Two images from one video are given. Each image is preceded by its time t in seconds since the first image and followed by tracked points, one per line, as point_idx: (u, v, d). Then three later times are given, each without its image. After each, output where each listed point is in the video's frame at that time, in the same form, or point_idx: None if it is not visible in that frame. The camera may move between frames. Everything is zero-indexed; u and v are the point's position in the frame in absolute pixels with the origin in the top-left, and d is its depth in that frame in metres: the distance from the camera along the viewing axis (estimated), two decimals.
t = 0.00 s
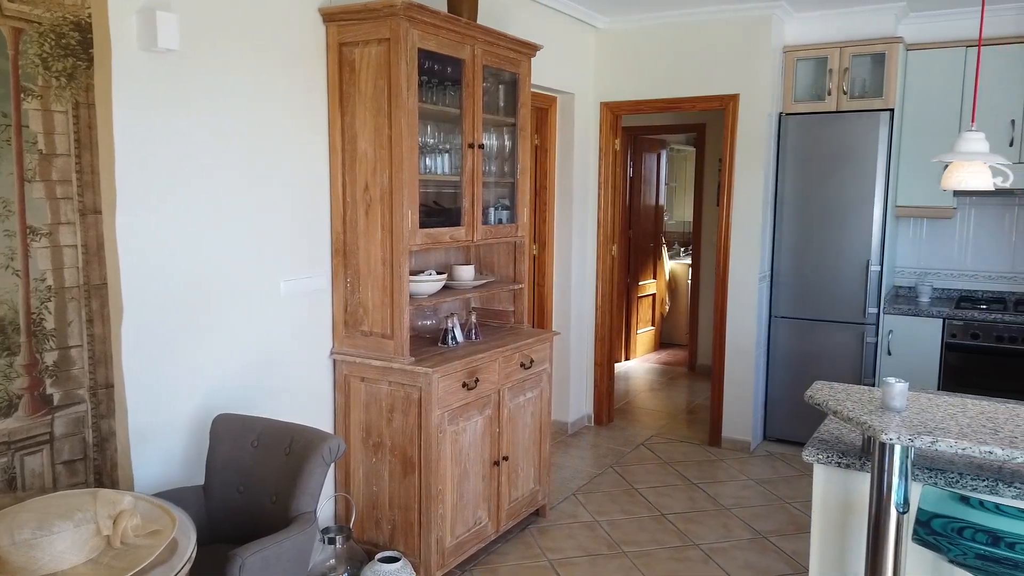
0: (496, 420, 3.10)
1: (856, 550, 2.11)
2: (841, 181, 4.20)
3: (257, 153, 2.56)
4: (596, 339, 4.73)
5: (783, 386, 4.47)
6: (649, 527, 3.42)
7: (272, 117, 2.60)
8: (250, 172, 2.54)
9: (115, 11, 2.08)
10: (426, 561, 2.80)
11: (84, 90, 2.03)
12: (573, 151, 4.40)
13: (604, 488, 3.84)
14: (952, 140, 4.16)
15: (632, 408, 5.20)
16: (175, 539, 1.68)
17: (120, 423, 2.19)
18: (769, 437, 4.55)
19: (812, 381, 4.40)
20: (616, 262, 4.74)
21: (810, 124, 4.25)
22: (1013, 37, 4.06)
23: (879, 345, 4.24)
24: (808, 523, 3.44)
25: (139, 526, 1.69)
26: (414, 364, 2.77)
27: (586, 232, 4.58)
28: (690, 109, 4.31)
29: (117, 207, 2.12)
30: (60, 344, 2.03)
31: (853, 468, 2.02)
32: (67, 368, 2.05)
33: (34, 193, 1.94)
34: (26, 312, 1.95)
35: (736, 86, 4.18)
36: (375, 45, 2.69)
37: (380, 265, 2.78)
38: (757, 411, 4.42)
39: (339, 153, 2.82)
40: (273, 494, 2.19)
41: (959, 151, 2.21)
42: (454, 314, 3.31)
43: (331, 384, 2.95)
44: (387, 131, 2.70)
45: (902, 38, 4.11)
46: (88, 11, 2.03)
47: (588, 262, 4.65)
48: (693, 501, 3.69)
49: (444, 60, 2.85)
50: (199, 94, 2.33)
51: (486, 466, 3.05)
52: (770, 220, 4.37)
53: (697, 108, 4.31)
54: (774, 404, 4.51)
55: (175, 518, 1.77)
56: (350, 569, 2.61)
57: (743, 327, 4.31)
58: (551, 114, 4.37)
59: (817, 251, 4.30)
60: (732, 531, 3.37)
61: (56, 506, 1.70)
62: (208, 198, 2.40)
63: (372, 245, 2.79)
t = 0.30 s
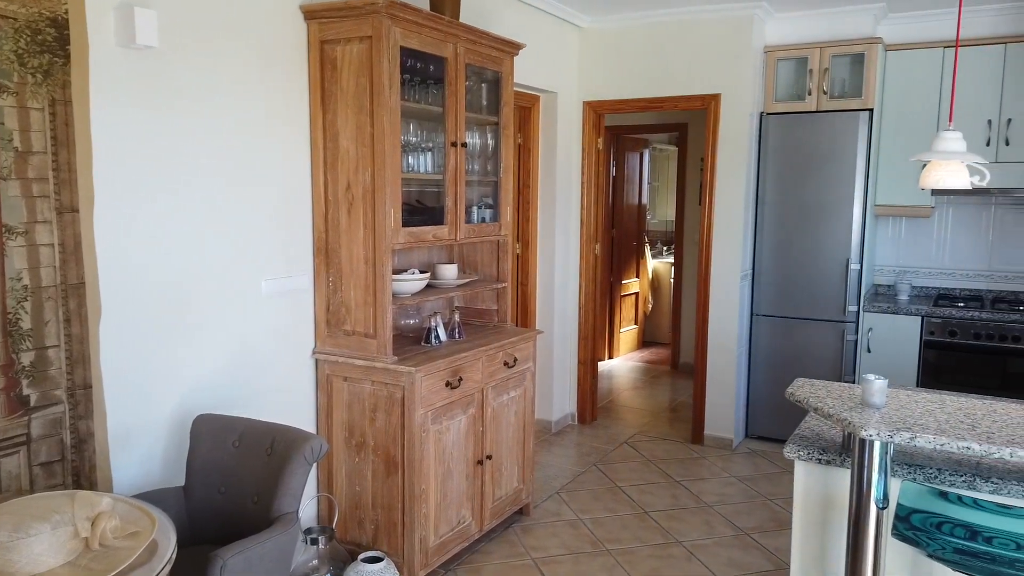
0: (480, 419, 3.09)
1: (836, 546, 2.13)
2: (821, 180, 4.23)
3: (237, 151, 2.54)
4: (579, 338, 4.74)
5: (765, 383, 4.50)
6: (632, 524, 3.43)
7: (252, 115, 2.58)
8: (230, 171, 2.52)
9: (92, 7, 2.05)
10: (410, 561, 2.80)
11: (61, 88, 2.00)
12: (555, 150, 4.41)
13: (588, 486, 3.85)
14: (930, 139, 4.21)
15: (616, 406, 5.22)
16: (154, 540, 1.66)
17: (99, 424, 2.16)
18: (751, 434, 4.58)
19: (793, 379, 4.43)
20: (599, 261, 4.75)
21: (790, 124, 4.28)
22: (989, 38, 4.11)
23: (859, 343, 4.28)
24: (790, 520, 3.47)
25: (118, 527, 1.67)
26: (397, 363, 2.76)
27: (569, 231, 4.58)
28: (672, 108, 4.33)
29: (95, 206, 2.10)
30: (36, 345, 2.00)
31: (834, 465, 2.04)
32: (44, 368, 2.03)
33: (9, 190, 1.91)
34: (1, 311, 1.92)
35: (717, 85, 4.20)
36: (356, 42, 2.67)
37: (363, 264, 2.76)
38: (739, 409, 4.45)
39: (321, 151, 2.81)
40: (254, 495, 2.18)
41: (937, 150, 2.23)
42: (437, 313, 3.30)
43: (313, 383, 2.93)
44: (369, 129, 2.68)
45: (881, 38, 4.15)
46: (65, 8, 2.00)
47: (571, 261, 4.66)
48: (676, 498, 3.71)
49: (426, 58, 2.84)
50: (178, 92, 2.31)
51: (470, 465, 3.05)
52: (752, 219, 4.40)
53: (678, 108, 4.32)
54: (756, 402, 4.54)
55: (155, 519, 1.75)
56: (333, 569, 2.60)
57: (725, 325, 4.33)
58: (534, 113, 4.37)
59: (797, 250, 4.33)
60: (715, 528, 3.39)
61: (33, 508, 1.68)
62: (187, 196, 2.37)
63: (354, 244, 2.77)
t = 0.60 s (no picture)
0: (463, 417, 3.09)
1: (816, 541, 2.15)
2: (802, 179, 4.26)
3: (216, 149, 2.51)
4: (563, 336, 4.75)
5: (747, 380, 4.53)
6: (615, 521, 3.44)
7: (231, 112, 2.56)
8: (209, 169, 2.50)
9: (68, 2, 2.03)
10: (392, 560, 2.79)
11: (37, 84, 1.98)
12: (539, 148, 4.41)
13: (571, 483, 3.86)
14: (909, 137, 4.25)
15: (599, 404, 5.23)
16: (132, 542, 1.64)
17: (77, 425, 2.14)
18: (734, 431, 4.61)
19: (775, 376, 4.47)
20: (583, 258, 4.76)
21: (771, 123, 4.31)
22: (966, 37, 4.16)
23: (840, 339, 4.32)
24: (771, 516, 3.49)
25: (95, 528, 1.66)
26: (379, 361, 2.75)
27: (552, 229, 4.59)
28: (654, 107, 4.34)
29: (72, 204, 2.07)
30: (12, 344, 1.98)
31: (813, 460, 2.06)
32: (20, 368, 2.00)
33: None
34: None
35: (699, 84, 4.22)
36: (338, 39, 2.66)
37: (344, 262, 2.75)
38: (722, 406, 4.47)
39: (302, 148, 2.79)
40: (235, 494, 2.16)
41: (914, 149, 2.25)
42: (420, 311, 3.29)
43: (295, 382, 2.91)
44: (350, 127, 2.67)
45: (860, 37, 4.18)
46: (40, 2, 1.97)
47: (555, 259, 4.67)
48: (659, 495, 3.73)
49: (408, 56, 2.83)
50: (156, 88, 2.29)
51: (453, 463, 3.05)
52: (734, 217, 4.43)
53: (661, 106, 4.34)
54: (738, 399, 4.57)
55: (133, 520, 1.74)
56: (315, 568, 2.58)
57: (707, 323, 4.35)
58: (517, 111, 4.37)
59: (779, 247, 4.36)
60: (697, 524, 3.41)
61: (7, 511, 1.66)
62: (165, 194, 2.35)
63: (336, 242, 2.76)
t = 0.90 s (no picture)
0: (445, 415, 3.09)
1: (795, 535, 2.17)
2: (782, 177, 4.29)
3: (195, 148, 2.50)
4: (546, 334, 4.75)
5: (729, 377, 4.56)
6: (598, 518, 3.45)
7: (210, 110, 2.54)
8: (188, 168, 2.48)
9: None
10: (375, 559, 2.78)
11: (11, 82, 1.96)
12: (521, 147, 4.41)
13: (554, 481, 3.87)
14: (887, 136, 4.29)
15: (582, 402, 5.25)
16: (110, 544, 1.63)
17: (53, 427, 2.12)
18: (715, 427, 4.64)
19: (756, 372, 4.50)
20: (565, 256, 4.77)
21: (751, 121, 4.34)
22: (942, 37, 4.21)
23: (819, 336, 4.36)
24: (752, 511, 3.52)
25: (72, 530, 1.64)
26: (361, 360, 2.74)
27: (534, 227, 4.59)
28: (635, 105, 4.36)
29: (47, 203, 2.06)
30: None
31: (792, 455, 2.08)
32: None
33: None
34: None
35: (680, 83, 4.24)
36: (317, 37, 2.65)
37: (325, 260, 2.74)
38: (704, 403, 4.50)
39: (282, 147, 2.77)
40: (215, 495, 2.15)
41: (889, 147, 2.27)
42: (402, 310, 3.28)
43: (276, 382, 2.90)
44: (330, 125, 2.66)
45: (839, 37, 4.22)
46: None
47: (537, 257, 4.67)
48: (641, 492, 3.75)
49: (389, 54, 2.82)
50: (133, 87, 2.27)
51: (436, 462, 3.05)
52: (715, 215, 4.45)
53: (642, 105, 4.36)
54: (720, 395, 4.60)
55: (111, 521, 1.72)
56: (297, 569, 2.57)
57: (689, 320, 4.38)
58: (499, 110, 4.37)
59: (759, 245, 4.40)
60: (679, 520, 3.43)
61: None
62: (143, 193, 2.33)
63: (316, 241, 2.75)
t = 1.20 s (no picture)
0: (429, 414, 3.08)
1: (777, 530, 2.19)
2: (763, 174, 4.32)
3: (185, 150, 2.52)
4: (530, 332, 4.76)
5: (712, 374, 4.59)
6: (582, 515, 3.46)
7: (190, 108, 2.52)
8: (168, 166, 2.46)
9: None
10: (359, 559, 2.77)
11: None
12: (504, 145, 4.41)
13: (539, 479, 3.88)
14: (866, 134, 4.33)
15: (567, 400, 5.26)
16: (90, 546, 1.61)
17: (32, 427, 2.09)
18: (699, 424, 4.67)
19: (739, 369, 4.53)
20: (549, 255, 4.77)
21: (733, 119, 4.37)
22: (920, 36, 4.25)
23: (801, 332, 4.40)
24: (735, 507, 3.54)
25: (51, 533, 1.63)
26: (344, 360, 2.73)
27: (518, 225, 4.60)
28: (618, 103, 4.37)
29: (25, 203, 2.03)
30: None
31: (773, 451, 2.09)
32: None
33: None
34: None
35: (663, 81, 4.26)
36: (298, 35, 2.63)
37: (307, 259, 2.72)
38: (687, 400, 4.53)
39: (263, 145, 2.75)
40: (198, 496, 2.13)
41: (868, 145, 2.29)
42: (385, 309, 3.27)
43: (259, 382, 2.88)
44: (312, 123, 2.65)
45: (819, 36, 4.26)
46: None
47: (521, 255, 4.67)
48: (625, 489, 3.76)
49: (371, 52, 2.81)
50: (111, 85, 2.25)
51: (420, 461, 3.04)
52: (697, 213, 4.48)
53: (625, 103, 4.37)
54: (702, 392, 4.63)
55: (91, 523, 1.71)
56: (281, 569, 2.55)
57: (672, 318, 4.40)
58: (482, 108, 4.37)
59: (742, 242, 4.42)
60: (663, 517, 3.45)
61: None
62: (122, 193, 2.31)
63: (299, 240, 2.73)
